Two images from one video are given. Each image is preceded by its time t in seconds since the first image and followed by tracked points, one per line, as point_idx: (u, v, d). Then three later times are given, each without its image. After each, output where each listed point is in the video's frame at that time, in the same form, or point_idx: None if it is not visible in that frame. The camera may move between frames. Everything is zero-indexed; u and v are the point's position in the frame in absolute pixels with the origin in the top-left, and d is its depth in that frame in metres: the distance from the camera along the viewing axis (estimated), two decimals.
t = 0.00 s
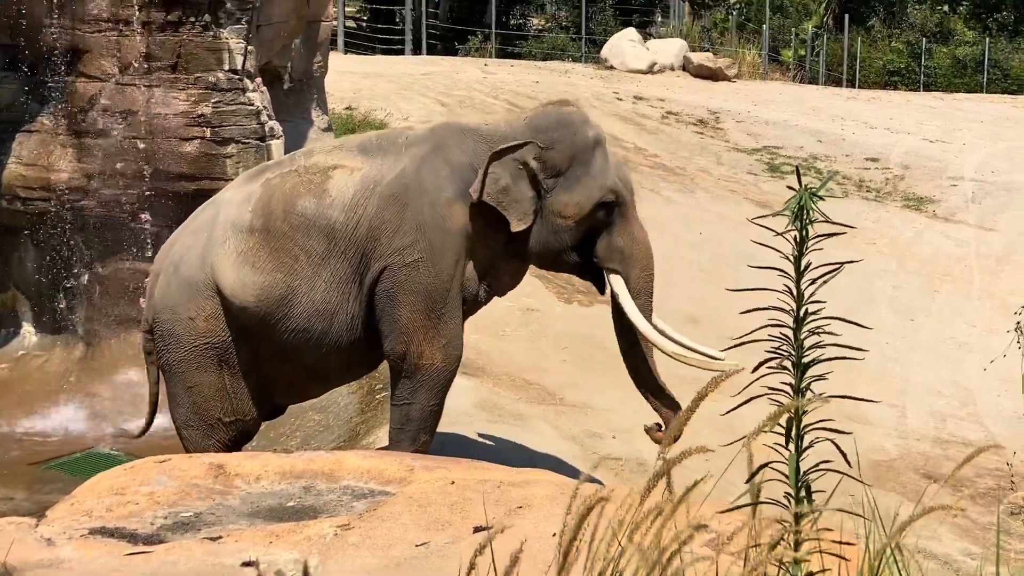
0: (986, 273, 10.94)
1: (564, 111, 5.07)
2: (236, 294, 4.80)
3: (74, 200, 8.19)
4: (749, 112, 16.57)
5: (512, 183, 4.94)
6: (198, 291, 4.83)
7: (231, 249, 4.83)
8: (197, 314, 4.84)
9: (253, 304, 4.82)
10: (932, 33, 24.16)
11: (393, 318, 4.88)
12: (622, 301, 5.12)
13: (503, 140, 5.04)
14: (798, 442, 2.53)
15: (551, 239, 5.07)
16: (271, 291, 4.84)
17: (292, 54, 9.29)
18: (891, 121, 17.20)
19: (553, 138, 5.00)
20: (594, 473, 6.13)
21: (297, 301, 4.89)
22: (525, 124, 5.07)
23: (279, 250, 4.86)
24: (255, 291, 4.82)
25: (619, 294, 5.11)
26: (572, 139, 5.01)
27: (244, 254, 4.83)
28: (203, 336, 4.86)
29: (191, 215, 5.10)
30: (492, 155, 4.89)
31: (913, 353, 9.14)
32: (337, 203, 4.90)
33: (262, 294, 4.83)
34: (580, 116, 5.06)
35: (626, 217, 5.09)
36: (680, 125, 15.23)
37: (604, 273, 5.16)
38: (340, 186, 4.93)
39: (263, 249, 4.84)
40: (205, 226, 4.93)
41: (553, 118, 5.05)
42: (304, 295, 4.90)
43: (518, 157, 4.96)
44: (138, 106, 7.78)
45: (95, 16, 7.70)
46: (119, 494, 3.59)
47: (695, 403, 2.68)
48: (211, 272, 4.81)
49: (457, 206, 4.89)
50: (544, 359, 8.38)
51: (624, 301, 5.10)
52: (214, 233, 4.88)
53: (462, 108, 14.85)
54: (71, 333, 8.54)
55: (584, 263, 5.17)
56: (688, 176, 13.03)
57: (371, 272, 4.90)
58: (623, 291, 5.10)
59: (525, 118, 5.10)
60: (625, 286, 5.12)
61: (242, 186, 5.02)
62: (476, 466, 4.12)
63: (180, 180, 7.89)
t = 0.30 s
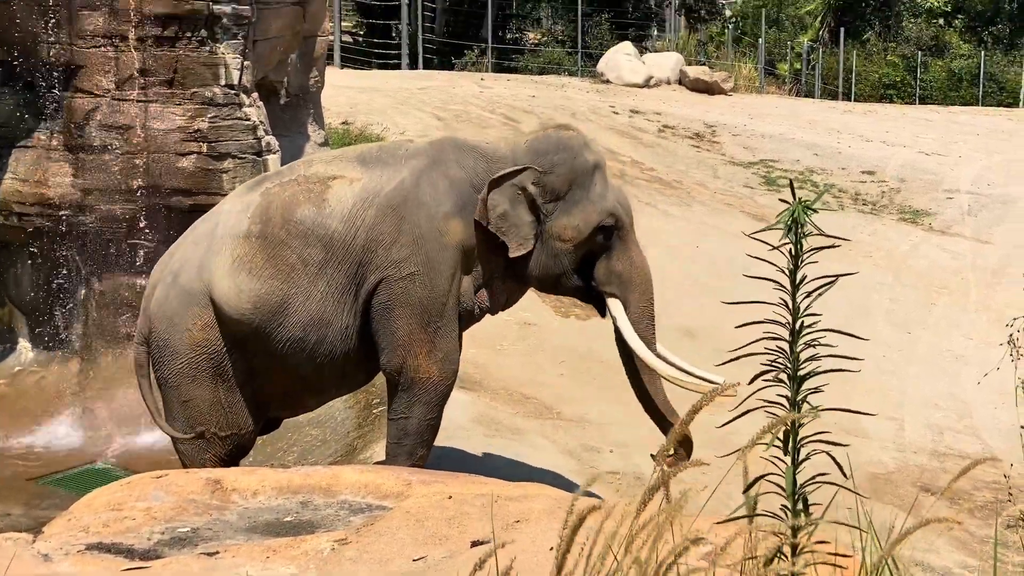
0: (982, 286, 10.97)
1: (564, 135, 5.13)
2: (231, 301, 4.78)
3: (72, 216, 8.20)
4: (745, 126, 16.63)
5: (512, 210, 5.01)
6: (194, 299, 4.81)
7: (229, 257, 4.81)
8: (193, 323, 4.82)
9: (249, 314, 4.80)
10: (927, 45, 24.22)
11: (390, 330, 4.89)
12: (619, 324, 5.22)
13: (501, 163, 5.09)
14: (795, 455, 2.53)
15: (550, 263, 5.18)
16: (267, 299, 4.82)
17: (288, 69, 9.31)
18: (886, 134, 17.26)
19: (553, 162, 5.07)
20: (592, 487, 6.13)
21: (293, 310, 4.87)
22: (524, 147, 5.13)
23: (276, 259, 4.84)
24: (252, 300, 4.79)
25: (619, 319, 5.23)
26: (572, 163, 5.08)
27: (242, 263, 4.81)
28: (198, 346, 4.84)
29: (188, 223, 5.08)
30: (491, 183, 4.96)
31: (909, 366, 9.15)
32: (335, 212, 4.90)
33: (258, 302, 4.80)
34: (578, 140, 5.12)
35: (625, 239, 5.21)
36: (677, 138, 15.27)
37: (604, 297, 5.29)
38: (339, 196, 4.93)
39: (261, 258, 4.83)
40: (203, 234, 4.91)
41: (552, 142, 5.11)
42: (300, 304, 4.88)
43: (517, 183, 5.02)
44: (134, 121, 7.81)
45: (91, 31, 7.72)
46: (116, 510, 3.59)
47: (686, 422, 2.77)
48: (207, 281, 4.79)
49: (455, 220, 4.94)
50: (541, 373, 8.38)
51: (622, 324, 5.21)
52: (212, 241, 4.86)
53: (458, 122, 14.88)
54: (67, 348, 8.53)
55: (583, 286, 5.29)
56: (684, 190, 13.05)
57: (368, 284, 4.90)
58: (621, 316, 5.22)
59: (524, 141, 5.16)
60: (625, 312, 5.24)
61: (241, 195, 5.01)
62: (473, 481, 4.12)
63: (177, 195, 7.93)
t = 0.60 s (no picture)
0: (980, 295, 10.97)
1: (548, 127, 5.10)
2: (230, 321, 4.79)
3: (72, 227, 8.23)
4: (742, 136, 16.65)
5: (510, 210, 4.96)
6: (192, 320, 4.85)
7: (225, 278, 4.83)
8: (192, 341, 4.86)
9: (248, 332, 4.81)
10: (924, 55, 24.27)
11: (389, 344, 4.89)
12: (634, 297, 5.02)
13: (493, 165, 5.08)
14: (791, 465, 2.52)
15: (557, 255, 5.07)
16: (266, 318, 4.83)
17: (286, 80, 9.32)
18: (884, 143, 17.30)
19: (541, 155, 5.03)
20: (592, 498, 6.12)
21: (292, 328, 4.87)
22: (511, 146, 5.11)
23: (272, 277, 4.85)
24: (250, 319, 4.81)
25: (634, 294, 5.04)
26: (561, 153, 5.03)
27: (239, 283, 4.83)
28: (198, 364, 4.87)
29: (184, 247, 5.11)
30: (486, 186, 4.93)
31: (908, 375, 9.16)
32: (330, 230, 4.91)
33: (256, 321, 4.81)
34: (563, 129, 5.07)
35: (628, 218, 5.09)
36: (675, 148, 15.30)
37: (617, 278, 5.11)
38: (334, 215, 4.95)
39: (257, 277, 4.84)
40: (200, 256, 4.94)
41: (538, 135, 5.08)
42: (298, 321, 4.88)
43: (511, 183, 4.98)
44: (133, 133, 7.81)
45: (88, 44, 7.78)
46: (114, 522, 3.59)
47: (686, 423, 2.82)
48: (205, 302, 4.83)
49: (451, 230, 4.91)
50: (540, 384, 8.38)
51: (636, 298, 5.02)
52: (209, 261, 4.90)
53: (456, 132, 14.91)
54: (66, 360, 8.54)
55: (594, 270, 5.15)
56: (682, 200, 13.07)
57: (366, 299, 4.91)
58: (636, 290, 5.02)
59: (511, 141, 5.14)
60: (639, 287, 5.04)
61: (236, 216, 5.03)
62: (471, 492, 4.11)
63: (174, 207, 7.89)
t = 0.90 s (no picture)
0: (980, 301, 10.98)
1: (542, 128, 5.17)
2: (232, 333, 4.78)
3: (69, 235, 8.21)
4: (741, 142, 16.68)
5: (514, 213, 5.03)
6: (193, 332, 4.83)
7: (227, 291, 4.81)
8: (193, 353, 4.83)
9: (252, 344, 4.80)
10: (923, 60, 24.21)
11: (391, 353, 4.89)
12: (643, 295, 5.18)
13: (490, 171, 5.11)
14: (790, 472, 2.51)
15: (561, 254, 5.17)
16: (268, 330, 4.82)
17: (284, 88, 9.32)
18: (882, 149, 17.31)
19: (539, 156, 5.09)
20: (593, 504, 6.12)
21: (294, 339, 4.87)
22: (507, 150, 5.17)
23: (274, 289, 4.84)
24: (253, 332, 4.79)
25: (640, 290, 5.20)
26: (558, 153, 5.11)
27: (242, 296, 4.81)
28: (199, 375, 4.85)
29: (182, 258, 5.07)
30: (488, 191, 4.98)
31: (908, 381, 9.17)
32: (332, 242, 4.91)
33: (259, 333, 4.80)
34: (558, 129, 5.15)
35: (627, 213, 5.23)
36: (673, 155, 15.31)
37: (621, 274, 5.26)
38: (335, 226, 4.93)
39: (260, 289, 4.83)
40: (199, 269, 4.91)
41: (533, 137, 5.15)
42: (301, 332, 4.87)
43: (512, 185, 5.04)
44: (131, 141, 7.82)
45: (87, 53, 7.77)
46: (114, 531, 3.58)
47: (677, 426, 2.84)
48: (207, 313, 4.81)
49: (452, 238, 4.95)
50: (539, 390, 8.38)
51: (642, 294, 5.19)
52: (208, 273, 4.87)
53: (454, 140, 14.92)
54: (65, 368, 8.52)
55: (597, 266, 5.28)
56: (680, 206, 13.07)
57: (368, 309, 4.91)
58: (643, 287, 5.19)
59: (506, 146, 5.18)
60: (646, 285, 5.21)
61: (235, 228, 5.01)
62: (471, 500, 4.11)
63: (173, 215, 7.93)
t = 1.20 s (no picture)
0: (980, 304, 10.97)
1: (557, 146, 5.17)
2: (231, 331, 4.77)
3: (67, 239, 8.21)
4: (741, 145, 16.68)
5: (514, 225, 5.06)
6: (193, 331, 4.83)
7: (227, 288, 4.81)
8: (192, 353, 4.84)
9: (250, 342, 4.80)
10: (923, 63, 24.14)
11: (390, 354, 4.90)
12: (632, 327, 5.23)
13: (497, 180, 5.13)
14: (791, 474, 2.51)
15: (556, 275, 5.20)
16: (267, 329, 4.82)
17: (284, 92, 9.32)
18: (883, 152, 17.31)
19: (549, 174, 5.11)
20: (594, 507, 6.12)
21: (293, 338, 4.87)
22: (517, 162, 5.18)
23: (274, 288, 4.85)
24: (252, 330, 4.79)
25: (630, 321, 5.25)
26: (568, 174, 5.12)
27: (240, 293, 4.81)
28: (199, 376, 4.86)
29: (184, 257, 5.09)
30: (491, 202, 5.02)
31: (908, 383, 9.17)
32: (332, 241, 4.92)
33: (258, 331, 4.80)
34: (572, 149, 5.16)
35: (628, 243, 5.24)
36: (673, 158, 15.32)
37: (614, 302, 5.30)
38: (336, 225, 4.94)
39: (259, 288, 4.83)
40: (201, 268, 4.92)
41: (546, 154, 5.15)
42: (300, 331, 4.88)
43: (517, 199, 5.07)
44: (131, 145, 7.83)
45: (88, 57, 7.79)
46: (115, 534, 3.59)
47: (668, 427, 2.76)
48: (207, 312, 4.81)
49: (453, 243, 4.96)
50: (539, 394, 8.38)
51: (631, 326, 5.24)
52: (209, 272, 4.88)
53: (455, 144, 14.93)
54: (66, 374, 8.54)
55: (591, 292, 5.31)
56: (680, 210, 13.08)
57: (368, 309, 4.91)
58: (633, 317, 5.24)
59: (517, 158, 5.19)
60: (636, 315, 5.26)
61: (238, 226, 5.02)
62: (472, 503, 4.11)
63: (173, 219, 7.93)
